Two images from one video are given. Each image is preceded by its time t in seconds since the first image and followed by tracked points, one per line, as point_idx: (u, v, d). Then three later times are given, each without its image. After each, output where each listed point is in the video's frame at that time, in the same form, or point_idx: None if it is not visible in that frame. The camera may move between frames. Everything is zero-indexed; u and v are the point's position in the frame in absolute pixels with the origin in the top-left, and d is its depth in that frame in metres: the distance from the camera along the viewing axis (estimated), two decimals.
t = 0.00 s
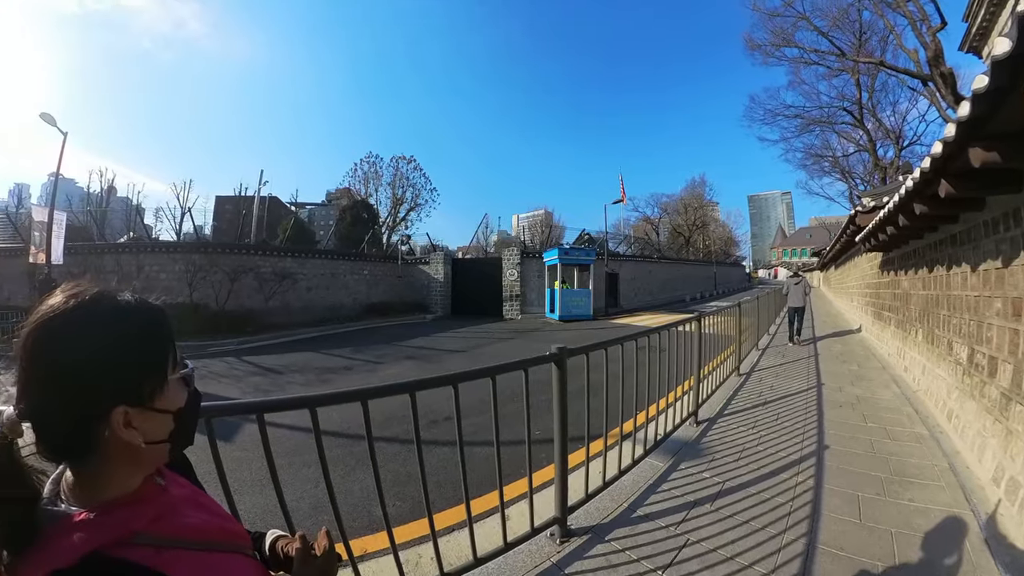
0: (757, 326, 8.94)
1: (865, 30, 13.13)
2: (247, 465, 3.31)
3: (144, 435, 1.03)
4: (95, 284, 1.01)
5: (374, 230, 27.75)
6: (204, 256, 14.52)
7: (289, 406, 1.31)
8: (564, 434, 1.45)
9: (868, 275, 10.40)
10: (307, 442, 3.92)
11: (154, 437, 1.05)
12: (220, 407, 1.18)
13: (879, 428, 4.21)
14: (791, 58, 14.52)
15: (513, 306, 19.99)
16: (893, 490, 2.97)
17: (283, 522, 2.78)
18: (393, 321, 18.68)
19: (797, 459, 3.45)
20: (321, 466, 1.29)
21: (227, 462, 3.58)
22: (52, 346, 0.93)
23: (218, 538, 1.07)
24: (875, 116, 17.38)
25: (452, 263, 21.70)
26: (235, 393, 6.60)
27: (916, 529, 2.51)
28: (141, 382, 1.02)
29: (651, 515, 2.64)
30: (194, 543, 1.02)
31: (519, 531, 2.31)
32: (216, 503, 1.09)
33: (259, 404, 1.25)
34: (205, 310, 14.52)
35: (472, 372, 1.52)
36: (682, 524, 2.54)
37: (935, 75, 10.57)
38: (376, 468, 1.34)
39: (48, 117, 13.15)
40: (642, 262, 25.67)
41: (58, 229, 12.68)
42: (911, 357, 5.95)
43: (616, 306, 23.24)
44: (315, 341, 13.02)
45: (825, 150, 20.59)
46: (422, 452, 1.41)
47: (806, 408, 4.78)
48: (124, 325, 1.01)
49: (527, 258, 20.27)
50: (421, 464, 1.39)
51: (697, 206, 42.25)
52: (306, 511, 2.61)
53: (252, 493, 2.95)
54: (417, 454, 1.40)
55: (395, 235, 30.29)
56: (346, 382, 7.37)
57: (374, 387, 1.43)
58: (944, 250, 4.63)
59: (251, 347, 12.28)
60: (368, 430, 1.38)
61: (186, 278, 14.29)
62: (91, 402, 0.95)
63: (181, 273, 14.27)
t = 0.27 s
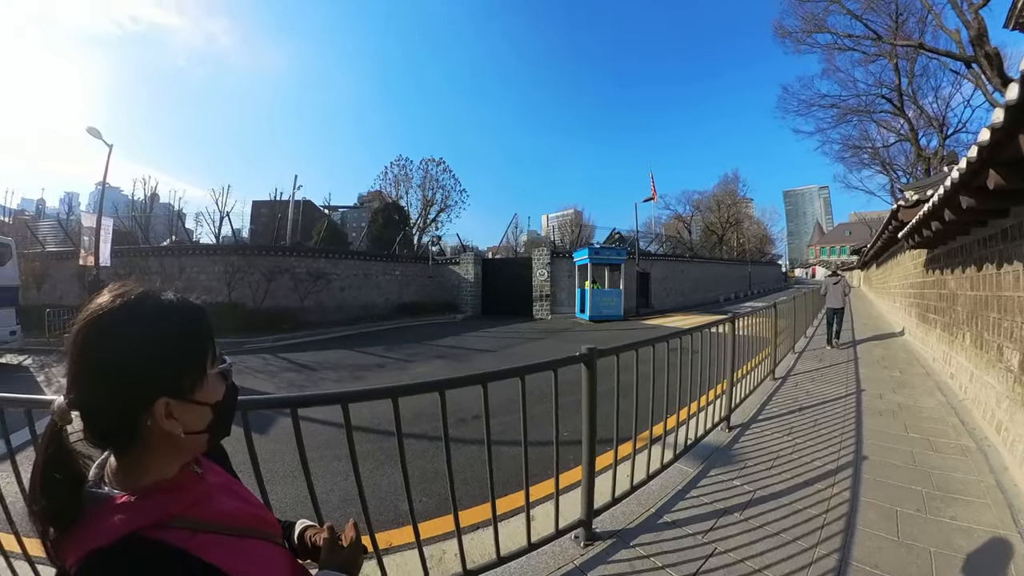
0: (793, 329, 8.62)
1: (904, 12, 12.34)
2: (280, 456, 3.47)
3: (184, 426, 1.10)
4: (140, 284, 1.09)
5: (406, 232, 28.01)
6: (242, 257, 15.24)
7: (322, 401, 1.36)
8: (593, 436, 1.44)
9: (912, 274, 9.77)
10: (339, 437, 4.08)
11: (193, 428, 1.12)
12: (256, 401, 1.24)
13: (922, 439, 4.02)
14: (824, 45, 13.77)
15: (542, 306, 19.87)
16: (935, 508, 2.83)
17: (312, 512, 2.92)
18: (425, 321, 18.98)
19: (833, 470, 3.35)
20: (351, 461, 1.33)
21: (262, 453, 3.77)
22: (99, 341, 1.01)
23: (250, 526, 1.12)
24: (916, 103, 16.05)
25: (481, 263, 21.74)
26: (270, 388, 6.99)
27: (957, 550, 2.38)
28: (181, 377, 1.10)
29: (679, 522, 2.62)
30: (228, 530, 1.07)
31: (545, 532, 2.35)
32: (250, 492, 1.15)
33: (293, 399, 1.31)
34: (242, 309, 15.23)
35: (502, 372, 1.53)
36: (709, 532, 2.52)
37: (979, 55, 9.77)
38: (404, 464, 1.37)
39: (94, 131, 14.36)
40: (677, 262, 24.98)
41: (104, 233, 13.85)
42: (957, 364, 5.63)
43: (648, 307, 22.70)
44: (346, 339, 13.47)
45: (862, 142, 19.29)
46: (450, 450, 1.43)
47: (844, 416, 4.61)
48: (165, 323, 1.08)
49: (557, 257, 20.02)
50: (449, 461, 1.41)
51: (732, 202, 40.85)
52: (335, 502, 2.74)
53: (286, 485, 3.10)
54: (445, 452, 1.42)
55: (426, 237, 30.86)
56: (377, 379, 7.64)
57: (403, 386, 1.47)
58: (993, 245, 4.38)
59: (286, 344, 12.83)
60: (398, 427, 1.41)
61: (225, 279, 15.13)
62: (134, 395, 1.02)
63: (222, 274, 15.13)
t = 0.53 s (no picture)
0: (832, 331, 8.28)
1: None
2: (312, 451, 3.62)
3: (220, 418, 1.17)
4: (182, 284, 1.17)
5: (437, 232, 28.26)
6: (279, 258, 15.88)
7: (356, 397, 1.41)
8: (622, 438, 1.41)
9: (958, 273, 9.21)
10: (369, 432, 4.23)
11: (231, 420, 1.19)
12: (289, 397, 1.30)
13: (967, 451, 3.82)
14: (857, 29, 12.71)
15: (573, 306, 20.42)
16: (980, 527, 2.67)
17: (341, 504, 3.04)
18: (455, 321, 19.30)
19: (870, 482, 3.24)
20: (380, 456, 1.37)
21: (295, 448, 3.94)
22: (146, 338, 1.09)
23: (281, 515, 1.18)
24: (960, 88, 14.73)
25: (511, 263, 22.01)
26: (305, 383, 7.37)
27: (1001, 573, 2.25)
28: (219, 372, 1.16)
29: (705, 530, 2.60)
30: (260, 517, 1.13)
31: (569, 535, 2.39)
32: (281, 483, 1.20)
33: (326, 395, 1.36)
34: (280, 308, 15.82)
35: (532, 372, 1.53)
36: (737, 542, 2.49)
37: None
38: (433, 461, 1.40)
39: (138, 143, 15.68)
40: (710, 261, 24.74)
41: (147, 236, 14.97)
42: (1008, 372, 5.31)
43: (679, 308, 22.41)
44: (377, 339, 13.89)
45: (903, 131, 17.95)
46: (478, 449, 1.44)
47: (883, 424, 4.45)
48: (204, 322, 1.15)
49: (588, 258, 20.49)
50: (476, 459, 1.42)
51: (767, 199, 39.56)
52: (363, 495, 2.85)
53: (319, 478, 3.24)
54: (473, 450, 1.44)
55: (456, 237, 31.85)
56: (408, 376, 7.89)
57: (432, 384, 1.49)
58: None
59: (321, 344, 13.32)
60: (426, 424, 1.44)
61: (263, 279, 15.79)
62: (176, 389, 1.10)
63: (259, 274, 15.75)
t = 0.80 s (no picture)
0: (872, 334, 7.83)
1: None
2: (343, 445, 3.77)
3: (257, 411, 1.23)
4: (221, 284, 1.24)
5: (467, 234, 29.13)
6: (314, 260, 16.54)
7: (388, 395, 1.44)
8: (651, 440, 1.38)
9: (1010, 271, 8.56)
10: (398, 428, 4.37)
11: (266, 414, 1.25)
12: (323, 392, 1.35)
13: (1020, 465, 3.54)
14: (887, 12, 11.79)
15: (604, 306, 20.31)
16: None
17: (369, 497, 3.17)
18: (484, 321, 19.43)
19: (912, 495, 3.06)
20: (409, 453, 1.40)
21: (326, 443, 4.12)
22: (188, 334, 1.16)
23: (312, 506, 1.23)
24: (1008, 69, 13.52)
25: (541, 263, 22.01)
26: (339, 379, 7.76)
27: None
28: (255, 368, 1.23)
29: (733, 541, 2.55)
30: (293, 507, 1.19)
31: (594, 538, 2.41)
32: (314, 475, 1.25)
33: (358, 392, 1.41)
34: (314, 307, 16.50)
35: (561, 371, 1.52)
36: (765, 553, 2.42)
37: None
38: (461, 458, 1.41)
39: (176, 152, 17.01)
40: (744, 260, 23.92)
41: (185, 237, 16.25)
42: None
43: (712, 309, 21.88)
44: (407, 338, 14.26)
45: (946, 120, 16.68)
46: (506, 448, 1.45)
47: (926, 433, 4.21)
48: (241, 320, 1.21)
49: (618, 257, 20.42)
50: (504, 458, 1.43)
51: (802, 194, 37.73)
52: (389, 489, 2.96)
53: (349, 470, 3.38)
54: (500, 449, 1.44)
55: (485, 237, 32.63)
56: (437, 375, 8.13)
57: (460, 382, 1.51)
58: None
59: (354, 342, 13.80)
60: (454, 422, 1.46)
61: (298, 279, 16.47)
62: (216, 383, 1.16)
63: (295, 275, 16.46)
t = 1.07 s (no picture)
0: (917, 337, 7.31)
1: None
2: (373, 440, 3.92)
3: (292, 406, 1.29)
4: (258, 284, 1.30)
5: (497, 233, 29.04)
6: (347, 261, 17.67)
7: (418, 393, 1.47)
8: (682, 445, 1.38)
9: None
10: (428, 425, 4.49)
11: (300, 408, 1.31)
12: (355, 389, 1.40)
13: None
14: None
15: (635, 307, 19.70)
16: None
17: (398, 492, 3.26)
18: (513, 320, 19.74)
19: (954, 512, 2.88)
20: (437, 450, 1.42)
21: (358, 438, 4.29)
22: (229, 330, 1.23)
23: (341, 497, 1.28)
24: None
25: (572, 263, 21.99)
26: (371, 376, 8.13)
27: None
28: (289, 364, 1.28)
29: (762, 552, 2.50)
30: (321, 497, 1.24)
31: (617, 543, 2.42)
32: (343, 467, 1.30)
33: (389, 389, 1.45)
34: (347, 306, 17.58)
35: (592, 372, 1.50)
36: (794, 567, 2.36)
37: None
38: (488, 457, 1.43)
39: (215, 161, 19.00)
40: (779, 258, 22.72)
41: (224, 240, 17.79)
42: None
43: (747, 310, 21.04)
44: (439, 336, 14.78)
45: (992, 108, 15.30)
46: (534, 449, 1.44)
47: (972, 444, 3.94)
48: (278, 319, 1.27)
49: (650, 256, 19.73)
50: (531, 459, 1.43)
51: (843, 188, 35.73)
52: (416, 484, 3.05)
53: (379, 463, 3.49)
54: (528, 449, 1.44)
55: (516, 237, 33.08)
56: (465, 375, 8.35)
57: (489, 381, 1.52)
58: None
59: (388, 340, 14.47)
60: (482, 421, 1.47)
61: (332, 280, 17.69)
62: (252, 377, 1.23)
63: (328, 275, 17.70)
